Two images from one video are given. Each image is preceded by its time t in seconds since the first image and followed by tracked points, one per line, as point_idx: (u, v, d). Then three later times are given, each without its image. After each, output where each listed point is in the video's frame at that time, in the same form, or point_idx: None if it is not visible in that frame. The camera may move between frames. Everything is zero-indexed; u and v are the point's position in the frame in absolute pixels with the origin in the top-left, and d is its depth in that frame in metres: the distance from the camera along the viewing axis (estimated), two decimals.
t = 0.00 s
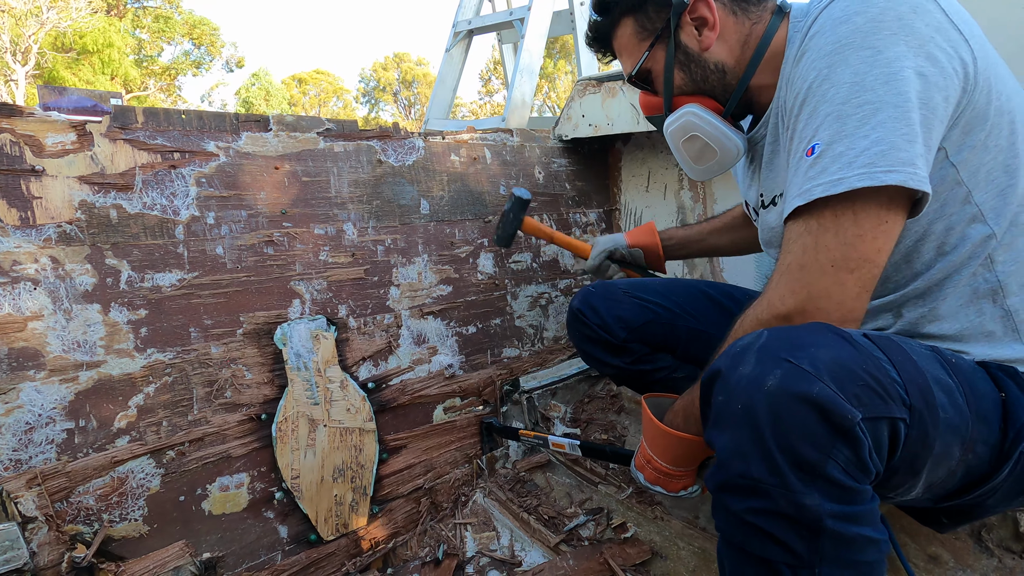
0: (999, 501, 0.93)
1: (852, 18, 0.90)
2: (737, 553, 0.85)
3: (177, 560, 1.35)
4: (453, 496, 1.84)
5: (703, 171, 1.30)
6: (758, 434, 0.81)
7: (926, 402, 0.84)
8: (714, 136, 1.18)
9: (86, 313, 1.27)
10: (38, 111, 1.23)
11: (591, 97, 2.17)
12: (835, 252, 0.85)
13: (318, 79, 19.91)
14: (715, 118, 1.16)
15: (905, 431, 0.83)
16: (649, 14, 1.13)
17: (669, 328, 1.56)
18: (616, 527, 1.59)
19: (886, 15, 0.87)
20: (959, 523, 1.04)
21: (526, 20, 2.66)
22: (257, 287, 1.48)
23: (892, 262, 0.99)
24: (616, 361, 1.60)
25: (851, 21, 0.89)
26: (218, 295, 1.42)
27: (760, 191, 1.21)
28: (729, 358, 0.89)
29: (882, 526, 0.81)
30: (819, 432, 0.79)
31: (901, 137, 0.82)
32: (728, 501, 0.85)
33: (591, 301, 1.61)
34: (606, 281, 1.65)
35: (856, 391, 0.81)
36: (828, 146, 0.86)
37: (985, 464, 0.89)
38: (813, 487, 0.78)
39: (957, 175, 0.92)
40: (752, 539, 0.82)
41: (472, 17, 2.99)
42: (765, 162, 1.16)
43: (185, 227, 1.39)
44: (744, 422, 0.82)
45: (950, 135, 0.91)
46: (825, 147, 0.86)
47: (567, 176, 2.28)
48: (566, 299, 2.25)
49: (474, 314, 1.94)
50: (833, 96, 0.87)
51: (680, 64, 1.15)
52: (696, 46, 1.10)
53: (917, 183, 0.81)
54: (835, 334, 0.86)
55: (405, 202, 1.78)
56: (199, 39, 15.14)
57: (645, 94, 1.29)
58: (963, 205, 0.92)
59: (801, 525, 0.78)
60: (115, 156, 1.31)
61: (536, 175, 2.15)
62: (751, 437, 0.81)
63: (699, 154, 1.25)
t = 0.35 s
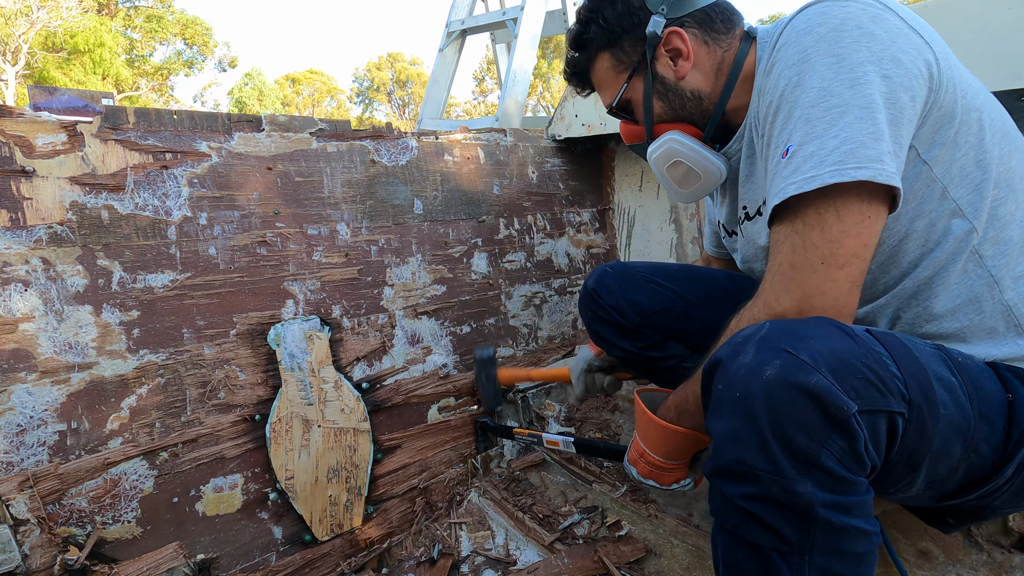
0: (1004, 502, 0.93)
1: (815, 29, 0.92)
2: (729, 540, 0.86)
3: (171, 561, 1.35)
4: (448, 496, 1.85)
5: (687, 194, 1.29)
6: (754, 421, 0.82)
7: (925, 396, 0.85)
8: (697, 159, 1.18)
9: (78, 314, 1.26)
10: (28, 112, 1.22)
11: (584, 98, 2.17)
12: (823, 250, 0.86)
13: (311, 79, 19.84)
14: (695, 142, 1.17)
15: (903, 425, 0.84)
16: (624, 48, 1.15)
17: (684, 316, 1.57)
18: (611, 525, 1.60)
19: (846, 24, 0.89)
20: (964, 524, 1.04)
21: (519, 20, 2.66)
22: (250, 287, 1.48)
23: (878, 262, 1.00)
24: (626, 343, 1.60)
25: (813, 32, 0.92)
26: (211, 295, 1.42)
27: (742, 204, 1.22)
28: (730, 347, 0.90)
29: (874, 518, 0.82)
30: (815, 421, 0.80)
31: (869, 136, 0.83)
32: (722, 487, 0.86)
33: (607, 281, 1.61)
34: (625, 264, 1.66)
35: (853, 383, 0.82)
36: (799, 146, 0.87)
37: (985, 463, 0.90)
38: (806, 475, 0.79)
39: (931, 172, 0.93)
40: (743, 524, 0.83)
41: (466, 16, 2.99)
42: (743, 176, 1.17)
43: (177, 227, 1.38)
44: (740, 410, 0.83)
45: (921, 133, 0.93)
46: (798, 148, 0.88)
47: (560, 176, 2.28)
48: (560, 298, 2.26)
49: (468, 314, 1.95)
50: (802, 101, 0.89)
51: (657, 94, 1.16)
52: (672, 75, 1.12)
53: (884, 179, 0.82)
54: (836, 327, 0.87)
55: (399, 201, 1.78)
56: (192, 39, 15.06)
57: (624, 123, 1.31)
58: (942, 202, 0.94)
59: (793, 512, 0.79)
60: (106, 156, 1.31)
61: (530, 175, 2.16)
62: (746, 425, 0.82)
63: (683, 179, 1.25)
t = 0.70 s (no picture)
0: (985, 487, 0.94)
1: (822, 17, 0.93)
2: (711, 536, 0.86)
3: (162, 561, 1.34)
4: (441, 494, 1.84)
5: (677, 190, 1.30)
6: (734, 419, 0.82)
7: (902, 387, 0.85)
8: (688, 153, 1.20)
9: (68, 314, 1.26)
10: (16, 111, 1.22)
11: (576, 97, 2.18)
12: (812, 247, 0.87)
13: (305, 79, 19.77)
14: (686, 136, 1.18)
15: (880, 417, 0.85)
16: (610, 37, 1.15)
17: (662, 321, 1.58)
18: (603, 523, 1.61)
19: (856, 13, 0.91)
20: (947, 512, 1.05)
21: (511, 20, 2.67)
22: (241, 287, 1.48)
23: (882, 253, 1.00)
24: (607, 351, 1.60)
25: (821, 20, 0.93)
26: (202, 295, 1.42)
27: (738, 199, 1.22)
28: (709, 344, 0.91)
29: (855, 511, 0.83)
30: (794, 416, 0.80)
31: (882, 125, 0.83)
32: (704, 484, 0.86)
33: (584, 290, 1.61)
34: (601, 269, 1.65)
35: (831, 377, 0.82)
36: (814, 144, 0.87)
37: (964, 451, 0.91)
38: (786, 471, 0.80)
39: (937, 161, 0.95)
40: (725, 520, 0.84)
41: (458, 16, 3.00)
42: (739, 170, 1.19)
43: (168, 227, 1.38)
44: (720, 407, 0.84)
45: (929, 122, 0.94)
46: (810, 146, 0.87)
47: (553, 175, 2.29)
48: (553, 297, 2.26)
49: (461, 312, 1.95)
50: (812, 95, 0.89)
51: (645, 85, 1.17)
52: (661, 65, 1.12)
53: (903, 169, 0.83)
54: (813, 321, 0.88)
55: (391, 201, 1.78)
56: (184, 39, 14.99)
57: (610, 116, 1.31)
58: (946, 190, 0.95)
59: (775, 508, 0.80)
60: (95, 156, 1.31)
61: (522, 174, 2.17)
62: (727, 422, 0.83)
63: (673, 174, 1.26)
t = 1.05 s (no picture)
0: (978, 490, 0.96)
1: (799, 29, 0.93)
2: (710, 545, 0.87)
3: (159, 566, 1.33)
4: (439, 496, 1.84)
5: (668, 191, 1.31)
6: (732, 428, 0.82)
7: (900, 393, 0.86)
8: (676, 156, 1.20)
9: (63, 317, 1.25)
10: (8, 113, 1.21)
11: (571, 98, 2.18)
12: (791, 263, 0.87)
13: (300, 79, 19.70)
14: (674, 137, 1.19)
15: (878, 425, 0.85)
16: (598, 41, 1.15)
17: (655, 326, 1.58)
18: (601, 523, 1.60)
19: (831, 26, 0.91)
20: (941, 515, 1.07)
21: (507, 21, 2.67)
22: (238, 289, 1.47)
23: (860, 263, 1.02)
24: (600, 357, 1.60)
25: (798, 33, 0.93)
26: (198, 297, 1.41)
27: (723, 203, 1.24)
28: (706, 351, 0.91)
29: (854, 518, 0.83)
30: (792, 425, 0.81)
31: (853, 144, 0.84)
32: (702, 493, 0.87)
33: (576, 295, 1.61)
34: (592, 276, 1.66)
35: (830, 384, 0.83)
36: (787, 159, 0.88)
37: (960, 456, 0.92)
38: (784, 480, 0.80)
39: (914, 175, 0.95)
40: (723, 529, 0.84)
41: (453, 17, 2.99)
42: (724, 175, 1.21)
43: (164, 229, 1.37)
44: (718, 416, 0.84)
45: (905, 137, 0.94)
46: (783, 160, 0.88)
47: (549, 176, 2.29)
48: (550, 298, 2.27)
49: (458, 314, 1.95)
50: (786, 110, 0.89)
51: (634, 88, 1.17)
52: (649, 68, 1.13)
53: (870, 190, 0.83)
54: (810, 327, 0.88)
55: (387, 202, 1.77)
56: (178, 39, 14.92)
57: (600, 119, 1.32)
58: (926, 204, 0.95)
59: (773, 517, 0.80)
60: (90, 158, 1.30)
61: (519, 174, 2.17)
62: (724, 431, 0.83)
63: (663, 176, 1.27)
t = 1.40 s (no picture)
0: (979, 492, 0.96)
1: (793, 27, 0.94)
2: (707, 538, 0.87)
3: (156, 566, 1.32)
4: (436, 495, 1.84)
5: (666, 198, 1.31)
6: (730, 422, 0.83)
7: (900, 393, 0.86)
8: (673, 161, 1.20)
9: (56, 318, 1.24)
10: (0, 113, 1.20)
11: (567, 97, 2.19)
12: (801, 255, 0.87)
13: (295, 79, 19.64)
14: (671, 144, 1.19)
15: (878, 423, 0.86)
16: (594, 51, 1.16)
17: (666, 316, 1.58)
18: (597, 522, 1.61)
19: (825, 23, 0.91)
20: (942, 516, 1.08)
21: (502, 20, 2.67)
22: (233, 289, 1.47)
23: (855, 258, 1.02)
24: (609, 345, 1.62)
25: (792, 30, 0.93)
26: (193, 298, 1.41)
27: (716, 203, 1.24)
28: (706, 347, 0.92)
29: (851, 514, 0.84)
30: (791, 421, 0.81)
31: (850, 138, 0.84)
32: (700, 487, 0.87)
33: (587, 281, 1.63)
34: (606, 263, 1.68)
35: (828, 382, 0.83)
36: (783, 150, 0.88)
37: (960, 456, 0.92)
38: (781, 475, 0.81)
39: (907, 170, 0.95)
40: (721, 523, 0.85)
41: (449, 16, 2.99)
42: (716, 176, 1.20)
43: (158, 229, 1.37)
44: (717, 410, 0.84)
45: (898, 131, 0.95)
46: (780, 152, 0.89)
47: (545, 175, 2.30)
48: (546, 297, 2.27)
49: (454, 313, 1.95)
50: (783, 104, 0.90)
51: (631, 96, 1.18)
52: (645, 77, 1.13)
53: (868, 184, 0.84)
54: (812, 325, 0.88)
55: (383, 202, 1.77)
56: (172, 39, 14.85)
57: (597, 127, 1.32)
58: (920, 199, 0.96)
59: (770, 511, 0.81)
60: (83, 158, 1.29)
61: (514, 174, 2.17)
62: (722, 425, 0.84)
63: (661, 181, 1.27)
